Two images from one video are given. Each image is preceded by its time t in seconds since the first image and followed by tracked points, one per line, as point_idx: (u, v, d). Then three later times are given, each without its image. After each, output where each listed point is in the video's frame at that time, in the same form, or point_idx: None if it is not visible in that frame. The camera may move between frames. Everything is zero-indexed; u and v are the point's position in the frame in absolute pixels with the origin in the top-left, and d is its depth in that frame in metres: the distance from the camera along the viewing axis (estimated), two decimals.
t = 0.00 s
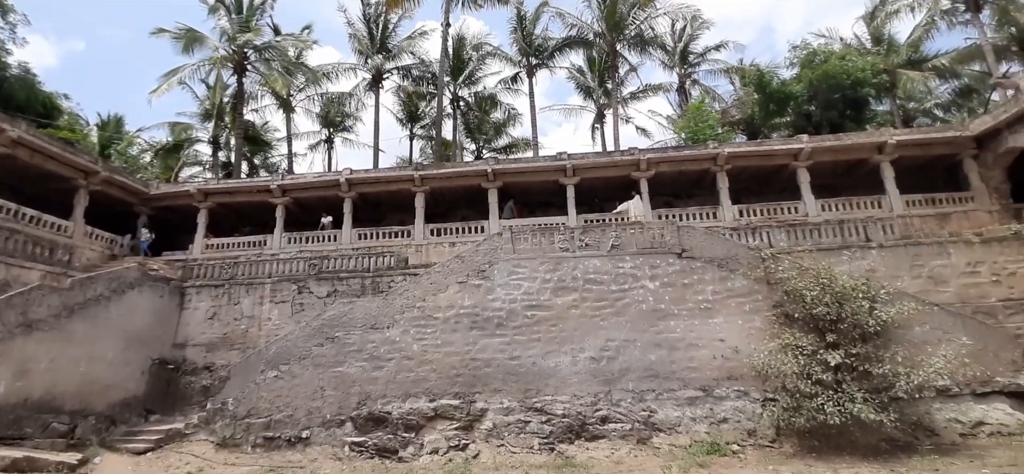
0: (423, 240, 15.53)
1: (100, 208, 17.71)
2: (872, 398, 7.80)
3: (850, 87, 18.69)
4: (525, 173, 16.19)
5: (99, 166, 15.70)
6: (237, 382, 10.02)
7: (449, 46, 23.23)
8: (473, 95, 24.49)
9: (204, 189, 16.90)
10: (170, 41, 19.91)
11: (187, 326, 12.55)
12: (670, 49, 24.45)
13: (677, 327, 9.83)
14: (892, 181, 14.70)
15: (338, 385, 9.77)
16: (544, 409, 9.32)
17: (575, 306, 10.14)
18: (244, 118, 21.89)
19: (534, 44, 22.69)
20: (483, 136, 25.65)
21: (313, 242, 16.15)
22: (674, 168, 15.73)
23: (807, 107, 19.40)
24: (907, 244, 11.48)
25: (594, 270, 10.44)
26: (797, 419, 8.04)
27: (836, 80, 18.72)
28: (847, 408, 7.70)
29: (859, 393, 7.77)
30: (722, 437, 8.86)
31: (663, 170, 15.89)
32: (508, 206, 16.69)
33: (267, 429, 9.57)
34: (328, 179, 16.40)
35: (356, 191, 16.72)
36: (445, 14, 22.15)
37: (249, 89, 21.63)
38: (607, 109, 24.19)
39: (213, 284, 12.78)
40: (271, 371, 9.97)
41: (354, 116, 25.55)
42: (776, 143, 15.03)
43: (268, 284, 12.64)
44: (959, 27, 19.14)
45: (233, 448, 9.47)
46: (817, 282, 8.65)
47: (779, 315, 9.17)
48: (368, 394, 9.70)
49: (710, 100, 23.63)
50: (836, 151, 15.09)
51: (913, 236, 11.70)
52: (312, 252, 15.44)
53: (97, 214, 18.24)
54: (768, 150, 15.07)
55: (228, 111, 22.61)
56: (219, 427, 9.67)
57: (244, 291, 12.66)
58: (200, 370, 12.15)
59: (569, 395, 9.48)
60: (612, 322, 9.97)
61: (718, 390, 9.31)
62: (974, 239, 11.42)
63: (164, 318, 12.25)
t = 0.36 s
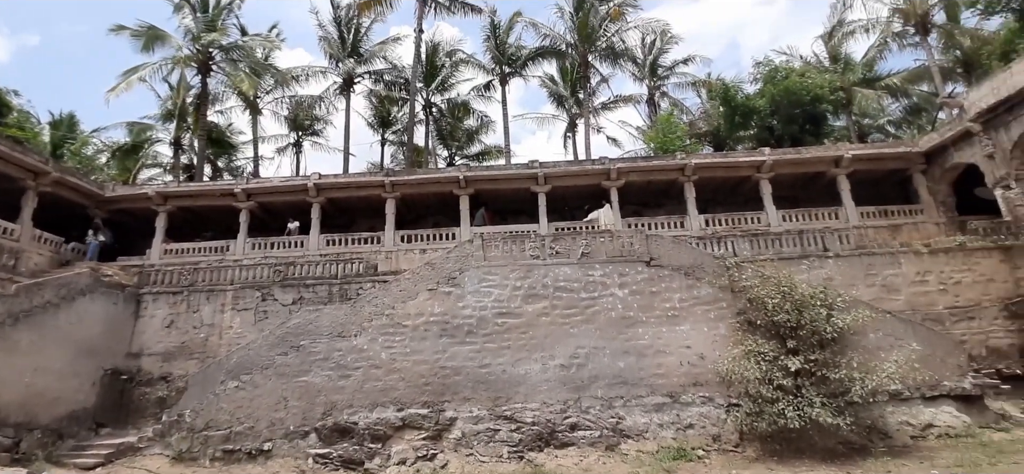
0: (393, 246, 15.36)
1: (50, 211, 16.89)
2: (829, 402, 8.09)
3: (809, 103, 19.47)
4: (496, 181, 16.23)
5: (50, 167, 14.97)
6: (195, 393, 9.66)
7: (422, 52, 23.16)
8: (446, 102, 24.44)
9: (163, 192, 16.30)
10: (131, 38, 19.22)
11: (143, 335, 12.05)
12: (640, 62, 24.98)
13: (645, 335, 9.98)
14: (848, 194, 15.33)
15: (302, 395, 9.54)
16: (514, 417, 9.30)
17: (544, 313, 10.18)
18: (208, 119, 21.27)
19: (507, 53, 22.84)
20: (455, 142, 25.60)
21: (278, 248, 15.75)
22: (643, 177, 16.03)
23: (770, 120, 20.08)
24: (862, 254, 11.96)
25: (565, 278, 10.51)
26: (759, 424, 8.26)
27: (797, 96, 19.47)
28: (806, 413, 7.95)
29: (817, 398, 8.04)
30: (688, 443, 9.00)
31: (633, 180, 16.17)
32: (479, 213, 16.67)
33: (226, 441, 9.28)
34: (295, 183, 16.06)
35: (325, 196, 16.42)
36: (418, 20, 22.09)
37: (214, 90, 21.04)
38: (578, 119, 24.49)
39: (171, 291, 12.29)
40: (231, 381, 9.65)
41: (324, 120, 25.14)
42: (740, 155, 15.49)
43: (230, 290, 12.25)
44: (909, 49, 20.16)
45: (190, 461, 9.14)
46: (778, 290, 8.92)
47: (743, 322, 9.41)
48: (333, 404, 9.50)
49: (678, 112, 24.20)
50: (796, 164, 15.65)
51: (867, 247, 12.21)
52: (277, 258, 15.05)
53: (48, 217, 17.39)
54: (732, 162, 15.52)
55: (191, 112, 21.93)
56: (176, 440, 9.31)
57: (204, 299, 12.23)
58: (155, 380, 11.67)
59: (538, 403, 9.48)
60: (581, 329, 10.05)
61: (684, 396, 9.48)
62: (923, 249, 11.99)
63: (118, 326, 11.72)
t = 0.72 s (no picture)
0: (365, 253, 15.15)
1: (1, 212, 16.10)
2: (792, 409, 8.28)
3: (774, 117, 20.12)
4: (470, 188, 16.20)
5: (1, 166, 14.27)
6: (152, 403, 9.29)
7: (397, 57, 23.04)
8: (421, 108, 24.33)
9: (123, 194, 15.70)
10: (92, 35, 18.54)
11: (97, 342, 11.53)
12: (614, 73, 25.39)
13: (616, 343, 10.06)
14: (811, 206, 15.85)
15: (266, 405, 9.28)
16: (484, 426, 9.23)
17: (516, 322, 10.17)
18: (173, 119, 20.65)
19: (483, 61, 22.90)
20: (430, 149, 25.47)
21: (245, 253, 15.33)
22: (616, 187, 16.25)
23: (737, 134, 20.65)
24: (824, 265, 12.36)
25: (537, 286, 10.53)
26: (725, 430, 8.41)
27: (763, 110, 20.10)
28: (770, 419, 8.12)
29: (781, 404, 8.23)
30: (657, 450, 9.06)
31: (605, 189, 16.37)
32: (453, 220, 16.59)
33: (185, 454, 8.96)
34: (263, 187, 15.71)
35: (294, 201, 16.10)
36: (394, 25, 21.99)
37: (180, 89, 20.44)
38: (553, 128, 24.69)
39: (128, 297, 11.79)
40: (191, 390, 9.31)
41: (295, 122, 24.68)
42: (709, 167, 15.87)
43: (192, 296, 11.85)
44: (867, 69, 21.05)
45: None
46: (744, 300, 9.13)
47: (710, 331, 9.58)
48: (299, 414, 9.28)
49: (651, 123, 24.65)
50: (762, 176, 16.11)
51: (828, 257, 12.62)
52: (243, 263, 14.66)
53: None
54: (701, 173, 15.89)
55: (155, 111, 21.24)
56: (131, 453, 8.92)
57: (164, 305, 11.79)
58: (110, 390, 11.18)
59: (510, 411, 9.45)
60: (553, 338, 10.07)
61: (653, 404, 9.58)
62: (880, 260, 12.47)
63: (70, 333, 11.20)
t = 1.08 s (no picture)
0: (338, 255, 14.92)
1: None
2: (758, 418, 8.43)
3: (749, 132, 20.59)
4: (448, 192, 16.13)
5: None
6: (109, 406, 8.93)
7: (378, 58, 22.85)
8: (401, 110, 24.14)
9: (87, 187, 15.15)
10: (60, 22, 17.92)
11: (54, 341, 11.06)
12: (594, 83, 25.66)
13: (589, 350, 10.11)
14: (781, 219, 16.23)
15: (230, 408, 9.02)
16: (454, 433, 9.16)
17: (490, 327, 10.13)
18: (143, 112, 20.07)
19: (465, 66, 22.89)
20: (409, 151, 25.27)
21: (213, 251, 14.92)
22: (593, 195, 16.38)
23: (713, 147, 21.08)
24: (792, 277, 12.66)
25: (511, 292, 10.52)
26: (693, 439, 8.51)
27: (738, 125, 20.55)
28: (737, 428, 8.25)
29: (747, 413, 8.37)
30: (626, 458, 9.12)
31: (583, 197, 16.49)
32: (430, 223, 16.48)
33: (142, 458, 8.64)
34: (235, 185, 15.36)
35: (267, 199, 15.77)
36: (376, 25, 21.83)
37: (151, 82, 19.87)
38: (533, 134, 24.77)
39: (89, 294, 11.35)
40: (151, 393, 8.99)
41: (271, 120, 24.22)
42: (684, 178, 16.13)
43: (156, 295, 11.47)
44: (837, 89, 21.76)
45: None
46: (715, 310, 9.28)
47: (681, 340, 9.70)
48: (264, 418, 9.05)
49: (629, 134, 24.97)
50: (735, 189, 16.46)
51: (797, 270, 12.94)
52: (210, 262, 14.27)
53: None
54: (677, 184, 16.14)
55: (125, 103, 20.62)
56: (85, 457, 8.56)
57: (126, 303, 11.38)
58: (65, 391, 10.72)
59: (481, 418, 9.38)
60: (526, 344, 10.06)
61: (624, 412, 9.63)
62: (845, 274, 12.83)
63: (25, 331, 10.71)
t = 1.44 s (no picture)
0: (306, 254, 14.62)
1: None
2: (719, 425, 8.58)
3: (719, 145, 21.09)
4: (421, 193, 16.00)
5: None
6: (56, 406, 8.51)
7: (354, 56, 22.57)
8: (377, 109, 23.88)
9: (40, 176, 14.45)
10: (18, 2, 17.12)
11: None
12: (572, 91, 25.91)
13: (557, 356, 10.14)
14: (748, 231, 16.65)
15: (185, 410, 8.71)
16: (419, 438, 9.06)
17: (459, 331, 10.07)
18: (105, 100, 19.33)
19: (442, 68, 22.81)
20: (384, 152, 24.99)
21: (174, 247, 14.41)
22: (566, 202, 16.51)
23: (685, 158, 21.53)
24: (756, 288, 12.99)
25: (482, 296, 10.48)
26: (657, 445, 8.62)
27: (709, 138, 21.03)
28: (699, 435, 8.39)
29: (710, 420, 8.52)
30: (591, 464, 9.18)
31: (556, 204, 16.60)
32: (402, 225, 16.32)
33: (89, 462, 8.26)
34: (200, 179, 14.88)
35: (233, 195, 15.34)
36: (353, 23, 21.57)
37: (115, 69, 19.15)
38: (510, 139, 24.84)
39: (38, 288, 10.82)
40: (102, 393, 8.61)
41: (241, 114, 23.63)
42: (656, 188, 16.40)
43: (110, 291, 11.00)
44: (804, 107, 22.53)
45: None
46: (681, 318, 9.44)
47: (648, 347, 9.83)
48: (221, 421, 8.76)
49: (604, 142, 25.29)
50: (704, 200, 16.82)
51: (761, 281, 13.28)
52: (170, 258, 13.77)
53: None
54: (649, 194, 16.40)
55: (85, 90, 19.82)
56: (27, 460, 8.13)
57: (78, 299, 10.88)
58: (10, 389, 10.18)
59: (447, 422, 9.30)
60: (495, 349, 10.03)
61: (591, 418, 9.69)
62: (806, 286, 13.23)
63: None
